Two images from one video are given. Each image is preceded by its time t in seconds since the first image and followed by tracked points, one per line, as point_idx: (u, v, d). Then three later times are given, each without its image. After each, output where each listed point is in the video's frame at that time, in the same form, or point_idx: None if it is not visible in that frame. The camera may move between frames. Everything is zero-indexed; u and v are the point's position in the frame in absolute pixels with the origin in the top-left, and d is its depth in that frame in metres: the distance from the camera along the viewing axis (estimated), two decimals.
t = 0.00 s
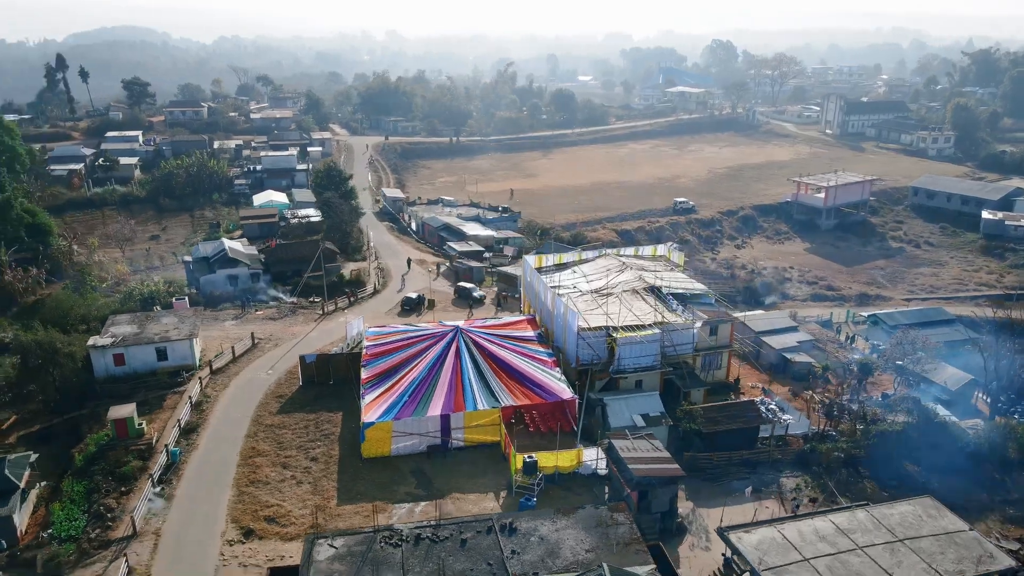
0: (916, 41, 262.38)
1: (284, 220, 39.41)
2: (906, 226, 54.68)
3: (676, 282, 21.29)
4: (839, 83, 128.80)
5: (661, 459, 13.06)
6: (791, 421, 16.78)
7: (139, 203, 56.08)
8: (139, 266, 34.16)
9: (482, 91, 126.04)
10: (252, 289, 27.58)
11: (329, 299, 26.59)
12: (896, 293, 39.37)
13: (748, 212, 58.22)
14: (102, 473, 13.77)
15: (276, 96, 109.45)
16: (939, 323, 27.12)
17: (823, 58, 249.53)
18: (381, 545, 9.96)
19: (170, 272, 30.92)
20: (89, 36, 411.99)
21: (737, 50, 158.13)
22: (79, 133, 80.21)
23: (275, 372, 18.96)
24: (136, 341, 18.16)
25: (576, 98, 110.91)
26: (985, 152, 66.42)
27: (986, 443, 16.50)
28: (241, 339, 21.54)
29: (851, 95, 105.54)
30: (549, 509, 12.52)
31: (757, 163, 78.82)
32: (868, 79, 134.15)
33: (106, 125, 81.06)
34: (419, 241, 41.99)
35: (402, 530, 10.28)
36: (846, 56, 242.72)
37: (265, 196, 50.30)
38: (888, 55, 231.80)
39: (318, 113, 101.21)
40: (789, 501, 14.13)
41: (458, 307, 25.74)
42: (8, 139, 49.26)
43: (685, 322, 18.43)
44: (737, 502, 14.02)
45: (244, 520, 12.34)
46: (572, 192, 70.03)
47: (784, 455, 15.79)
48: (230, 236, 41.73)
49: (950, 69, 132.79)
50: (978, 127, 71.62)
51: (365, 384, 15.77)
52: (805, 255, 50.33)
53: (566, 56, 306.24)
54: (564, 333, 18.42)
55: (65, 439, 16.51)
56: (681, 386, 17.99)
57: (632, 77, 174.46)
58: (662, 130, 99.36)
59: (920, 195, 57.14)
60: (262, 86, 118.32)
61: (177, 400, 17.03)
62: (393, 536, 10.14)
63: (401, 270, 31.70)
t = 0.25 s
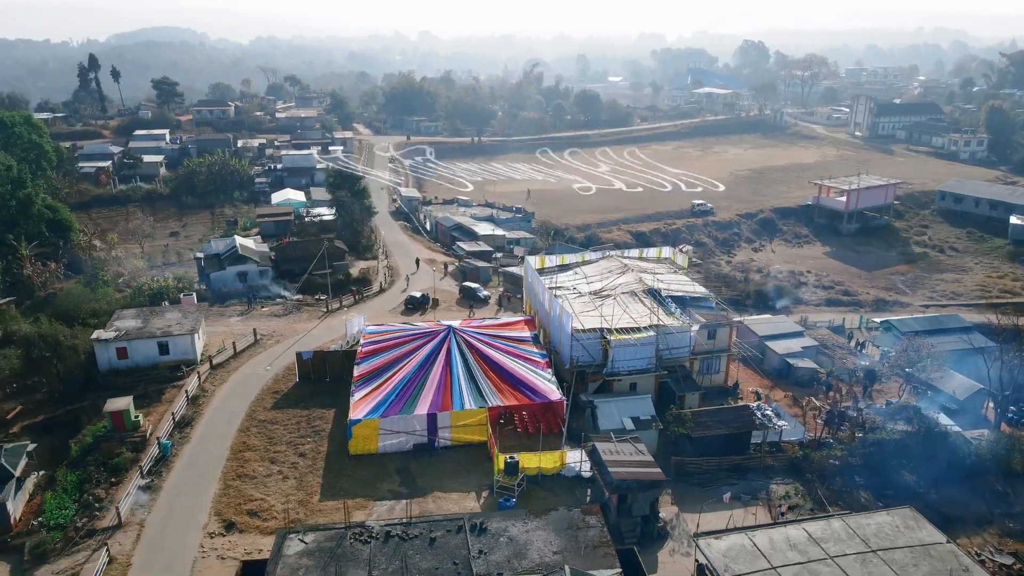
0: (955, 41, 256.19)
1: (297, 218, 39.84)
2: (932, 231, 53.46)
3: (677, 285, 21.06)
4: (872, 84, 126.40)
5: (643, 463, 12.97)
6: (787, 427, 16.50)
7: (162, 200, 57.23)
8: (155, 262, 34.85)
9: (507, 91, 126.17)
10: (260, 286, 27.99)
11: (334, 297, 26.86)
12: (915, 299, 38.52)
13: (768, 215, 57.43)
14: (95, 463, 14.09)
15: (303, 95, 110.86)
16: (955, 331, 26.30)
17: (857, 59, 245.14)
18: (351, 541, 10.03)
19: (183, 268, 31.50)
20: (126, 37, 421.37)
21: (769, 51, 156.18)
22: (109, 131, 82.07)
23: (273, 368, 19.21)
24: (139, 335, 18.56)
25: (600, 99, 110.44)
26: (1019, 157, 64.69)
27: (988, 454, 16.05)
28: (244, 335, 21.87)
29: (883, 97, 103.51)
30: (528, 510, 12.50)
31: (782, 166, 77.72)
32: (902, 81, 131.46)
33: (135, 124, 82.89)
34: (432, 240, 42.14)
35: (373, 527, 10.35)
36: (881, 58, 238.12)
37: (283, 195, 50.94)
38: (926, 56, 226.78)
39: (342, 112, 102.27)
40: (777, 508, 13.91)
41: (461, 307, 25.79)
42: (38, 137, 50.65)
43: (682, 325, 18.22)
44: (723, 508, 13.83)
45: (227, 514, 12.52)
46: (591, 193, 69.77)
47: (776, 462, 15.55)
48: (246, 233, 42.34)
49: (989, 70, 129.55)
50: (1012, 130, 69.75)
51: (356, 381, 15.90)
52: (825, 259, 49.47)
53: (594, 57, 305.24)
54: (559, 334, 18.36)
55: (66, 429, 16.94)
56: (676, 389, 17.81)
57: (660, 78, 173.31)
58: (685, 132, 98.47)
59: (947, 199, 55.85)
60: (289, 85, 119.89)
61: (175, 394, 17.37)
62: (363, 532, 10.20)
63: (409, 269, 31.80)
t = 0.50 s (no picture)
0: (990, 43, 250.77)
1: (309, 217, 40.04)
2: (955, 235, 52.36)
3: (677, 287, 20.81)
4: (902, 86, 124.22)
5: (626, 465, 12.87)
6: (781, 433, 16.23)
7: (182, 198, 58.19)
8: (169, 259, 35.43)
9: (528, 91, 126.21)
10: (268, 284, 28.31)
11: (339, 295, 27.07)
12: (933, 304, 37.74)
13: (786, 217, 56.69)
14: (89, 456, 14.41)
15: (325, 96, 112.04)
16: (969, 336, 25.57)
17: (888, 61, 241.13)
18: (324, 537, 10.08)
19: (194, 265, 31.98)
20: (157, 37, 429.05)
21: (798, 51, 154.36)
22: (135, 130, 83.66)
23: (272, 364, 19.44)
24: (141, 330, 18.94)
25: (622, 100, 109.95)
26: None
27: (990, 463, 15.59)
28: (247, 331, 22.17)
29: (912, 99, 101.66)
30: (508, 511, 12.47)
31: (803, 168, 76.73)
32: (933, 82, 129.01)
33: (159, 123, 84.40)
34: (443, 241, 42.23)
35: (348, 524, 10.40)
36: (912, 59, 233.93)
37: (298, 194, 51.50)
38: (959, 57, 222.32)
39: (363, 112, 103.08)
40: (766, 514, 13.68)
41: (464, 306, 25.81)
42: (62, 135, 51.81)
43: (678, 328, 18.02)
44: (711, 512, 13.64)
45: (212, 507, 12.72)
46: (608, 194, 69.47)
47: (768, 467, 15.30)
48: (261, 231, 42.87)
49: None
50: None
51: (348, 379, 16.02)
52: (843, 261, 48.67)
53: (619, 57, 304.02)
54: (555, 336, 18.29)
55: (68, 421, 17.35)
56: (671, 392, 17.61)
57: (684, 79, 172.13)
58: (706, 133, 97.67)
59: (972, 203, 54.68)
60: (312, 85, 121.14)
61: (174, 388, 17.68)
62: (337, 529, 10.25)
63: (415, 268, 31.89)
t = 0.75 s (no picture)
0: None
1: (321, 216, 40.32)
2: (981, 240, 51.08)
3: (677, 290, 20.57)
4: (936, 88, 121.56)
5: (606, 467, 12.81)
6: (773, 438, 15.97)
7: (203, 195, 59.23)
8: (184, 256, 36.11)
9: (551, 91, 126.04)
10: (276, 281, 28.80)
11: (345, 293, 27.33)
12: (954, 311, 36.87)
13: (807, 219, 55.81)
14: (84, 447, 14.77)
15: (349, 96, 113.18)
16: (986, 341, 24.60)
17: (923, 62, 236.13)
18: (295, 532, 10.19)
19: (207, 261, 32.54)
20: (191, 37, 437.30)
21: (830, 52, 152.00)
22: (162, 128, 85.33)
23: (270, 360, 19.70)
24: (144, 325, 19.38)
25: (646, 100, 109.31)
26: None
27: (989, 474, 15.13)
28: (250, 327, 22.51)
29: (945, 101, 99.43)
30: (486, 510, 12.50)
31: (828, 170, 75.54)
32: (969, 83, 126.01)
33: (186, 121, 86.00)
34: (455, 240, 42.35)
35: (320, 519, 10.50)
36: (949, 60, 228.88)
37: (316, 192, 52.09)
38: (999, 58, 216.92)
39: (385, 112, 103.85)
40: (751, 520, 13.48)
41: (466, 306, 25.88)
42: (88, 133, 53.10)
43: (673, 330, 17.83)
44: (695, 517, 13.47)
45: (197, 499, 12.94)
46: (627, 195, 69.11)
47: (758, 473, 15.04)
48: (276, 229, 43.47)
49: None
50: None
51: (339, 376, 16.17)
52: (863, 264, 47.78)
53: (647, 58, 302.21)
54: (549, 336, 18.22)
55: (70, 412, 17.85)
56: (664, 396, 17.40)
57: (712, 80, 170.52)
58: (730, 135, 96.69)
59: (1001, 208, 53.32)
60: (337, 84, 122.45)
61: (172, 382, 18.02)
62: (308, 524, 10.35)
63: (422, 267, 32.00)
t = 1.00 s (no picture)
0: None
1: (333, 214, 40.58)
2: (1006, 245, 49.89)
3: (677, 292, 20.34)
4: (968, 89, 119.04)
5: (589, 468, 12.75)
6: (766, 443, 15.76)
7: (222, 192, 60.08)
8: (199, 252, 36.70)
9: (573, 91, 125.83)
10: (284, 278, 29.14)
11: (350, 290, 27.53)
12: (973, 317, 36.09)
13: (826, 222, 55.01)
14: (81, 439, 15.11)
15: (371, 95, 114.12)
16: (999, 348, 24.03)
17: (956, 63, 231.54)
18: (271, 526, 10.31)
19: (218, 258, 33.03)
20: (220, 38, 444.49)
21: (859, 52, 149.70)
22: (186, 126, 86.81)
23: (270, 356, 19.94)
24: (147, 319, 19.75)
25: (669, 100, 108.62)
26: None
27: (988, 484, 14.74)
28: (253, 323, 22.80)
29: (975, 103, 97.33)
30: (467, 508, 12.52)
31: (851, 173, 74.40)
32: (1003, 84, 123.18)
33: (209, 120, 87.35)
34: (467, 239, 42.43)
35: (297, 514, 10.62)
36: (983, 61, 224.07)
37: (331, 190, 52.58)
38: None
39: (405, 111, 104.39)
40: (737, 525, 13.30)
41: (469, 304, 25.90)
42: (110, 131, 54.17)
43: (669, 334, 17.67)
44: (680, 521, 13.34)
45: (185, 492, 13.14)
46: (644, 196, 68.74)
47: (749, 477, 14.81)
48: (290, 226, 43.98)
49: None
50: None
51: (333, 373, 16.31)
52: (882, 267, 46.93)
53: (674, 58, 300.26)
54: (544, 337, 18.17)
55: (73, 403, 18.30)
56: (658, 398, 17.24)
57: (738, 82, 168.99)
58: (752, 136, 95.59)
59: None
60: (360, 84, 123.53)
61: (172, 376, 18.34)
62: (285, 519, 10.49)
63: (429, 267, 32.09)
